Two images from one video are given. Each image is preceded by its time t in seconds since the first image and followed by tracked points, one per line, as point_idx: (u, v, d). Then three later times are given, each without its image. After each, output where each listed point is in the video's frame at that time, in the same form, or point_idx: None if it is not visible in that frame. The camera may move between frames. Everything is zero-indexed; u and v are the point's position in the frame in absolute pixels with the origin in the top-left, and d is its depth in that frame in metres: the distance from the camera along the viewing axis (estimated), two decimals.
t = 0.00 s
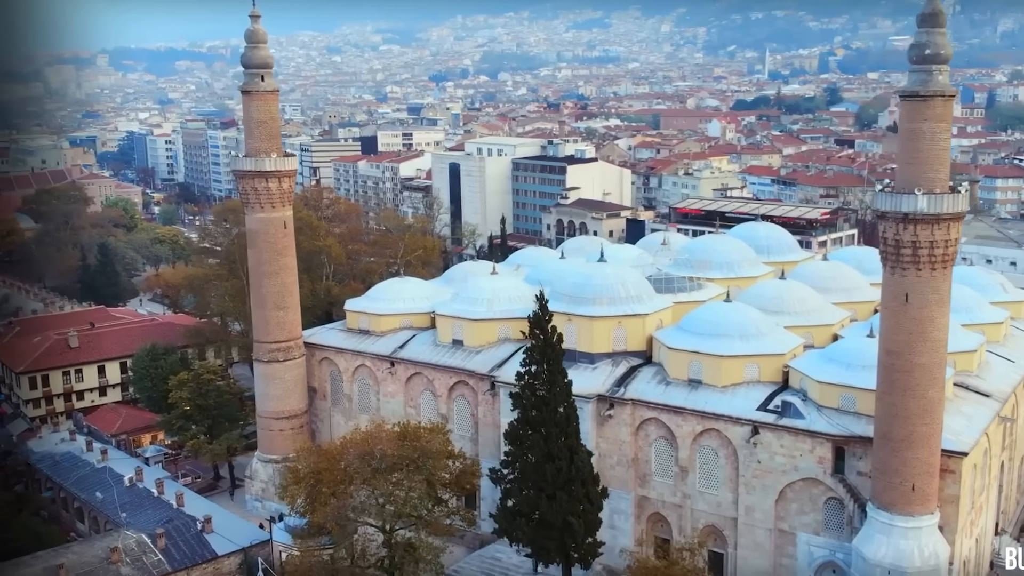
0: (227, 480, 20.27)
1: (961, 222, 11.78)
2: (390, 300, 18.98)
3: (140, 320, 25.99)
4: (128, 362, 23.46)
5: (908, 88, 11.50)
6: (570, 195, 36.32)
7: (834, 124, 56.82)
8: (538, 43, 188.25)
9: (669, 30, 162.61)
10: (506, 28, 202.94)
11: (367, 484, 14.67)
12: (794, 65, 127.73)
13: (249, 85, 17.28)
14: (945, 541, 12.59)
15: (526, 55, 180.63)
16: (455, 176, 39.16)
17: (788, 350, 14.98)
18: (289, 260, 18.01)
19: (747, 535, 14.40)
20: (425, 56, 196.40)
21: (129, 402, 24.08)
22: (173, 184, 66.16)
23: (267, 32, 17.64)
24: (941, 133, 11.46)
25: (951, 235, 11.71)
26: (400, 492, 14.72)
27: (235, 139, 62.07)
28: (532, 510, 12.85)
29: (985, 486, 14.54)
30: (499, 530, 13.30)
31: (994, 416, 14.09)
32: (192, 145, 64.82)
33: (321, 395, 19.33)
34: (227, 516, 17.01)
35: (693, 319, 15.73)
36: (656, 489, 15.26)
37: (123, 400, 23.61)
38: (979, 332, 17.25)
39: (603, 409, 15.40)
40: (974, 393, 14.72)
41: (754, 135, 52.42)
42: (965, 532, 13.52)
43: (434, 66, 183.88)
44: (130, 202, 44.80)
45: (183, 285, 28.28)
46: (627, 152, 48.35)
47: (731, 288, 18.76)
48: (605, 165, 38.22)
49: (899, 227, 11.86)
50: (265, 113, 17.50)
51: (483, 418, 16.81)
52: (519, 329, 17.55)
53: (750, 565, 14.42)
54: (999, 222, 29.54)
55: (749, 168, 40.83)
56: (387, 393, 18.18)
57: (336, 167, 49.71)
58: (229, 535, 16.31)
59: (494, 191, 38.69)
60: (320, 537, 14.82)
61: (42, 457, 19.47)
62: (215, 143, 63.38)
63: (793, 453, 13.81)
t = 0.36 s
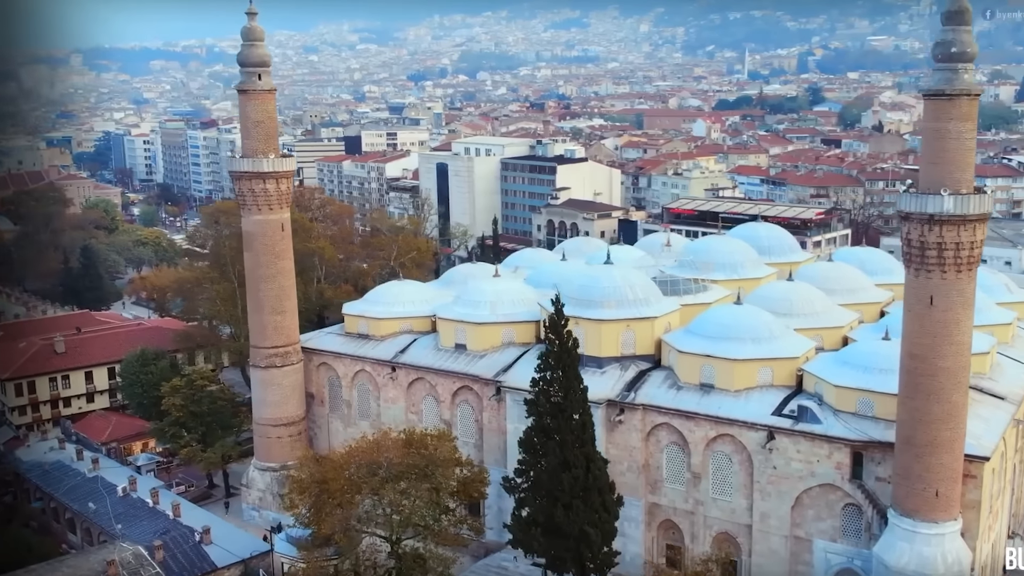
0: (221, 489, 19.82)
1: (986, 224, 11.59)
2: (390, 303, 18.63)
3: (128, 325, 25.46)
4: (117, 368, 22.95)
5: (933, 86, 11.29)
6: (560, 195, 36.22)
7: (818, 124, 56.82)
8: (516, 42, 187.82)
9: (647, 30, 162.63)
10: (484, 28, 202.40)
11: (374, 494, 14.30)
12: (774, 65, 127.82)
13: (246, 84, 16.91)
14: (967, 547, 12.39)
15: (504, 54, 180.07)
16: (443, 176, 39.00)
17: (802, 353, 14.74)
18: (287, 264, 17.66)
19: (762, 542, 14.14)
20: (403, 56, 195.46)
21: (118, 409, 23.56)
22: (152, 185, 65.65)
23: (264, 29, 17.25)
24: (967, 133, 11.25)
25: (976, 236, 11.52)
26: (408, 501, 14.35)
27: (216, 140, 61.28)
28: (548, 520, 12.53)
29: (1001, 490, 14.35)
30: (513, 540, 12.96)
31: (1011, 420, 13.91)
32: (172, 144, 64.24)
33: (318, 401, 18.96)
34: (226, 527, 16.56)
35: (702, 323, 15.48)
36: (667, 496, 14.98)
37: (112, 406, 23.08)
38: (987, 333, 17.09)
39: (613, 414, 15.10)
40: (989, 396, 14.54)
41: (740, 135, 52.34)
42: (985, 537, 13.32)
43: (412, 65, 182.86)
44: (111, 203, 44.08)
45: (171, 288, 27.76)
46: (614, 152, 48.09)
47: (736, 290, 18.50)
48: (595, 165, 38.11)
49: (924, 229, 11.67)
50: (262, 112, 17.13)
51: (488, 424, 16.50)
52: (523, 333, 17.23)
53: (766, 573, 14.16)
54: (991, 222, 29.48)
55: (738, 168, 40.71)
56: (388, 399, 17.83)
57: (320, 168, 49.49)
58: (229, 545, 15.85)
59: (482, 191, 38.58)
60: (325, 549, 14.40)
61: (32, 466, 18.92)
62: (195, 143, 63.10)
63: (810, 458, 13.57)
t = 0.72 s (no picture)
0: (215, 497, 19.42)
1: (1008, 225, 11.44)
2: (387, 307, 18.35)
3: (114, 329, 24.96)
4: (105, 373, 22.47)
5: (955, 86, 11.12)
6: (550, 196, 36.22)
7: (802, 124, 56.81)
8: (495, 42, 187.30)
9: (625, 30, 162.44)
10: (462, 27, 201.63)
11: (380, 502, 13.99)
12: (753, 65, 128.38)
13: (242, 84, 16.53)
14: (987, 553, 12.22)
15: (483, 54, 179.38)
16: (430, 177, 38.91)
17: (813, 356, 14.55)
18: (284, 267, 17.35)
19: (775, 548, 13.93)
20: (382, 56, 194.41)
21: (105, 415, 23.07)
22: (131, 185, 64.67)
23: (260, 28, 16.87)
24: (990, 133, 11.09)
25: (999, 238, 11.36)
26: (415, 510, 14.03)
27: (196, 140, 60.54)
28: (563, 530, 12.24)
29: (1015, 493, 14.22)
30: (526, 550, 12.65)
31: None
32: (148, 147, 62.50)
33: (316, 407, 18.62)
34: (223, 538, 16.16)
35: (710, 325, 15.27)
36: (677, 502, 14.75)
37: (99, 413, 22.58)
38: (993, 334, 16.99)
39: (622, 419, 14.82)
40: (1001, 398, 14.41)
41: (726, 135, 52.25)
42: (1002, 541, 13.17)
43: (391, 65, 181.87)
44: (91, 203, 43.37)
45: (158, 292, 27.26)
46: (601, 152, 47.90)
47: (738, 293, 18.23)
48: (585, 165, 38.15)
49: (946, 230, 11.49)
50: (258, 112, 16.74)
51: (491, 430, 16.22)
52: (527, 337, 16.95)
53: None
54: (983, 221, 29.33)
55: (726, 167, 40.62)
56: (388, 405, 17.54)
57: (304, 168, 49.24)
58: (227, 556, 15.47)
59: (471, 193, 38.52)
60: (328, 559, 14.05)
61: (20, 475, 18.42)
62: (174, 143, 62.34)
63: (825, 463, 13.38)
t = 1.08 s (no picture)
0: (207, 506, 19.01)
1: None
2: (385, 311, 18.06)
3: (98, 334, 24.43)
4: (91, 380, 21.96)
5: (976, 86, 10.95)
6: (538, 196, 36.23)
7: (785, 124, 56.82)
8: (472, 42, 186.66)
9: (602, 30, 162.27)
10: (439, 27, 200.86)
11: (386, 512, 13.68)
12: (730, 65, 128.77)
13: (237, 83, 16.16)
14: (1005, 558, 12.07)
15: (459, 54, 178.65)
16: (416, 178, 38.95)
17: (823, 359, 14.36)
18: (279, 271, 16.99)
19: (787, 555, 13.73)
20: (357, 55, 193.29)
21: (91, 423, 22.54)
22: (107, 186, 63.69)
23: (254, 26, 16.49)
24: (1012, 133, 10.92)
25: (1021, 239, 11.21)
26: (421, 519, 13.72)
27: (174, 140, 59.71)
28: (577, 540, 11.95)
29: None
30: (538, 561, 12.35)
31: None
32: (123, 148, 59.79)
33: (311, 414, 18.29)
34: (220, 549, 15.75)
35: (717, 328, 15.05)
36: (686, 509, 14.51)
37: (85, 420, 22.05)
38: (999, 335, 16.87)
39: (630, 425, 14.57)
40: (1012, 400, 14.27)
41: (709, 135, 52.20)
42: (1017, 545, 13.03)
43: (367, 65, 180.90)
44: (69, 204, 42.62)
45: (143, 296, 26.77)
46: (585, 152, 47.75)
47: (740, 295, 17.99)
48: (572, 165, 38.19)
49: (967, 231, 11.33)
50: (253, 112, 16.37)
51: (494, 436, 15.95)
52: (529, 341, 16.68)
53: None
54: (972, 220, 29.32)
55: (713, 168, 40.56)
56: (387, 410, 17.24)
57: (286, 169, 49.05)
58: (224, 568, 15.07)
59: (457, 193, 38.52)
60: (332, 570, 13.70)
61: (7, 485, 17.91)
62: (151, 143, 61.45)
63: (838, 468, 13.19)
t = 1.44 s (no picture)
0: (196, 517, 18.56)
1: None
2: (379, 315, 17.75)
3: (77, 340, 23.83)
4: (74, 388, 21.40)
5: (993, 86, 10.78)
6: (521, 197, 36.33)
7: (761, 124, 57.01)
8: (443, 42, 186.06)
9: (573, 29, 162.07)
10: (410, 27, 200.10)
11: (391, 524, 13.35)
12: (703, 66, 129.27)
13: (228, 83, 15.73)
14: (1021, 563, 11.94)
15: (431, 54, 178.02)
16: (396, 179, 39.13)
17: (830, 362, 14.20)
18: (271, 275, 16.60)
19: (798, 561, 13.56)
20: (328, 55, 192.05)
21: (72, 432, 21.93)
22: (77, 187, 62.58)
23: (245, 24, 16.06)
24: None
25: None
26: (427, 530, 13.42)
27: (146, 141, 58.78)
28: (591, 551, 11.68)
29: None
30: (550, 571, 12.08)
31: None
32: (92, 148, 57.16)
33: (304, 421, 17.95)
34: (215, 565, 15.34)
35: (722, 330, 14.85)
36: (692, 515, 14.30)
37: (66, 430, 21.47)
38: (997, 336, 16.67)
39: (635, 430, 14.32)
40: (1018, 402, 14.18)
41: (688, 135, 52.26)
42: None
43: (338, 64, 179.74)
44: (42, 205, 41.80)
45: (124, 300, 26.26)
46: (565, 152, 47.70)
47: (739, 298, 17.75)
48: (555, 166, 38.33)
49: (985, 233, 11.18)
50: (245, 113, 15.95)
51: (495, 443, 15.68)
52: (529, 346, 16.43)
53: None
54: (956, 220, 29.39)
55: (694, 168, 40.61)
56: (383, 418, 16.92)
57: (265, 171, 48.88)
58: None
59: (438, 193, 38.62)
60: None
61: None
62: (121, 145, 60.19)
63: (850, 474, 13.04)
